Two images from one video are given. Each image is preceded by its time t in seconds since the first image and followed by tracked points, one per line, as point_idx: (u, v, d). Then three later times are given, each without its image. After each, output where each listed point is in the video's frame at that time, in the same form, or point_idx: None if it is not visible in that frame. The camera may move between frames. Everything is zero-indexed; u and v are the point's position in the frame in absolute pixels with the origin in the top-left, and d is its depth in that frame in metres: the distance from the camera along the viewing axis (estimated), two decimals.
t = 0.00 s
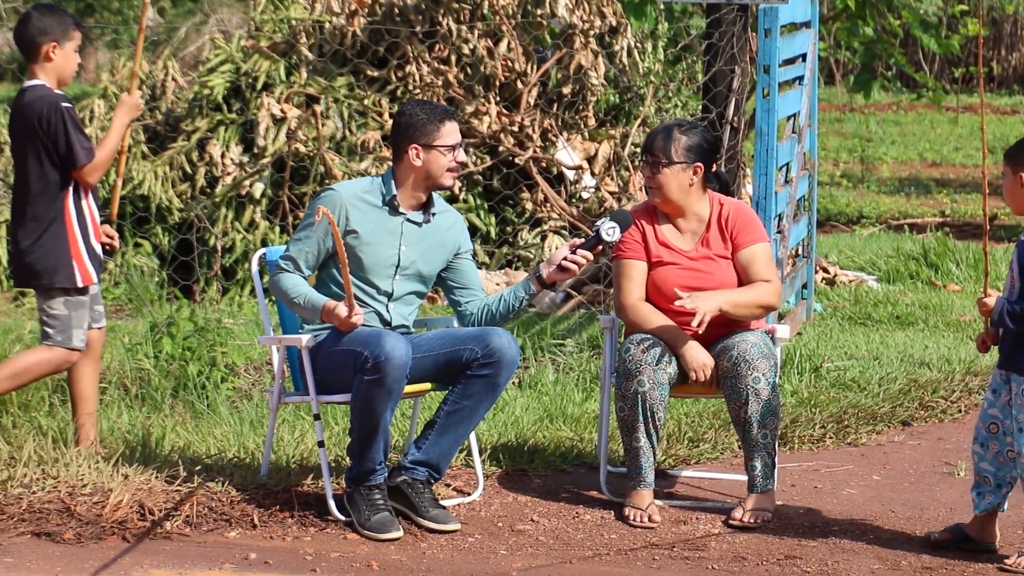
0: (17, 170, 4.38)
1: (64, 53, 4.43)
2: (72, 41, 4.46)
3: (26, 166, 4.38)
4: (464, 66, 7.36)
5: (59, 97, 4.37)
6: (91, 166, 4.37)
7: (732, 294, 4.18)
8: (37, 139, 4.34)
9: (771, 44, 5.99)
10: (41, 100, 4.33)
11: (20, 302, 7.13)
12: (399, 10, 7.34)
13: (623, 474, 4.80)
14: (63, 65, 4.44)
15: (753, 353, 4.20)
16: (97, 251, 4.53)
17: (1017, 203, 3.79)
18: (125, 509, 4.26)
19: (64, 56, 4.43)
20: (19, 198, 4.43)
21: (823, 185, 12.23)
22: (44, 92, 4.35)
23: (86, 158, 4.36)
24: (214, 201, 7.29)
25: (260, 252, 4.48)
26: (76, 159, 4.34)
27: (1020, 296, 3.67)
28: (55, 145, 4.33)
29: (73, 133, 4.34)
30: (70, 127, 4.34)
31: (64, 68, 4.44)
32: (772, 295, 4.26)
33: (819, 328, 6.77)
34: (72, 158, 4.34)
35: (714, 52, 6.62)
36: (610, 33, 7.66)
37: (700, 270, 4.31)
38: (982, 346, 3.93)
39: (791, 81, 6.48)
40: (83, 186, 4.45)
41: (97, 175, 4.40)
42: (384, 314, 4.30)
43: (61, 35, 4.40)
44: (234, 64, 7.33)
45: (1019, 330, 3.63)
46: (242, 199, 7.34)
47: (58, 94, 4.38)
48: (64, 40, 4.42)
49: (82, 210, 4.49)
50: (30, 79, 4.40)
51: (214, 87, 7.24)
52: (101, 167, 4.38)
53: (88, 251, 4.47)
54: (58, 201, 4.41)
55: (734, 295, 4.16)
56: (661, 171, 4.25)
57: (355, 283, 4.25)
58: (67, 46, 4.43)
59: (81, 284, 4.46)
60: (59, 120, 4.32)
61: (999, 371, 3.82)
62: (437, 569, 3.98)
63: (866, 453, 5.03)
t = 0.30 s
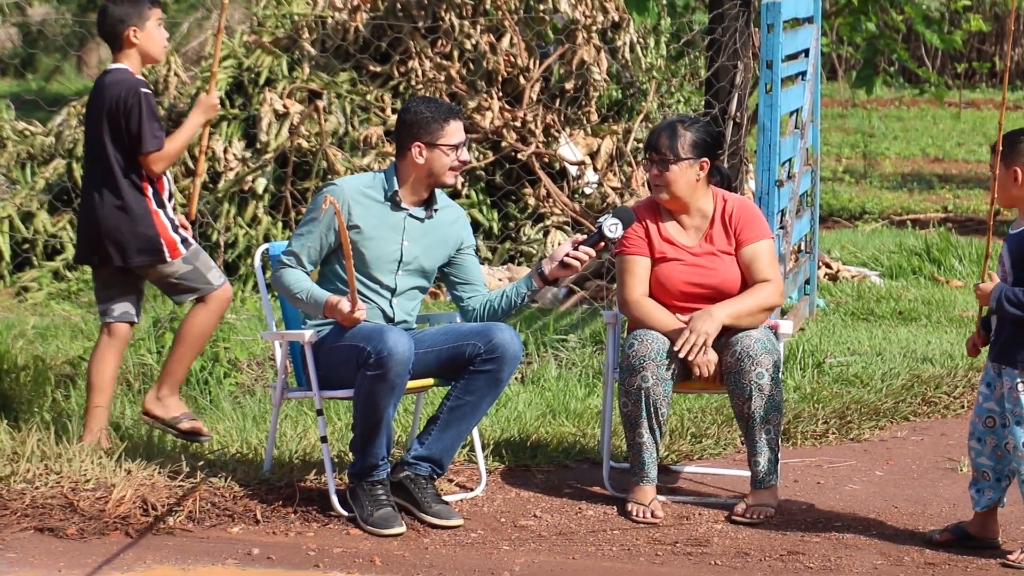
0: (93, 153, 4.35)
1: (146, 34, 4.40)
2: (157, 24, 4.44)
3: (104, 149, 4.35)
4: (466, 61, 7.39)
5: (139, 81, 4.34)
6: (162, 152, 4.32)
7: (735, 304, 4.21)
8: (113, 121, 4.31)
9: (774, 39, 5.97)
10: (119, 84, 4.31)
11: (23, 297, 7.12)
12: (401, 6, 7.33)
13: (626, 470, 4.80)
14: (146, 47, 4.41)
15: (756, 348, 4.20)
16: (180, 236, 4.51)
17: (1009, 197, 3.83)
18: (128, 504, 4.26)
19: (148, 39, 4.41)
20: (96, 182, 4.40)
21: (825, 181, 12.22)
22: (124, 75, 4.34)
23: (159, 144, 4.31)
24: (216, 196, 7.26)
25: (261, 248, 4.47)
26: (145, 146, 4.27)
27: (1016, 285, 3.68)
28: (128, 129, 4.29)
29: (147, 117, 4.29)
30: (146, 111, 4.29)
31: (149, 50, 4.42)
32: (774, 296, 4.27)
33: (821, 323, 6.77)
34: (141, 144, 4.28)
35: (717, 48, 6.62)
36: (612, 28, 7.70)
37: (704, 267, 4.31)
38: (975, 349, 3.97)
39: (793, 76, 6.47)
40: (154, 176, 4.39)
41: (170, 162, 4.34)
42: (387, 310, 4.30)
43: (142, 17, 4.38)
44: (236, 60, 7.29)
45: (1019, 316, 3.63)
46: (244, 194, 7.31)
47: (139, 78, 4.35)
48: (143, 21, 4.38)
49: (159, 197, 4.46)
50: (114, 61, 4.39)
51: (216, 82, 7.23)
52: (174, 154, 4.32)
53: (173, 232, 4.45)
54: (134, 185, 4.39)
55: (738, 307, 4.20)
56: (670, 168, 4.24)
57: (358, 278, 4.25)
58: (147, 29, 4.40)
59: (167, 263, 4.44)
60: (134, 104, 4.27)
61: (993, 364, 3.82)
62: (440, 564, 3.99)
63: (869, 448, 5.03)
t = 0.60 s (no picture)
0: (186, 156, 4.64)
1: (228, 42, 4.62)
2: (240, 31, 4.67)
3: (201, 152, 4.65)
4: (471, 51, 7.35)
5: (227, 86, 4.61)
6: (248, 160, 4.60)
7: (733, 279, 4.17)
8: (204, 125, 4.59)
9: (779, 28, 5.95)
10: (210, 89, 4.58)
11: (28, 288, 7.14)
12: None
13: (633, 459, 4.80)
14: (231, 52, 4.65)
15: (762, 337, 4.20)
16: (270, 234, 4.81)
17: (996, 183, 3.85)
18: (135, 494, 4.26)
19: (232, 47, 4.64)
20: (190, 182, 4.70)
21: (830, 170, 12.22)
22: (214, 81, 4.60)
23: (248, 151, 4.60)
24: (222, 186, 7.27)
25: (267, 237, 4.47)
26: (238, 151, 4.56)
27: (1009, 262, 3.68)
28: (220, 133, 4.57)
29: (237, 123, 4.56)
30: (236, 117, 4.57)
31: (235, 52, 4.66)
32: (774, 275, 4.23)
33: (827, 312, 6.77)
34: (234, 149, 4.57)
35: (723, 36, 6.67)
36: (617, 18, 7.68)
37: (709, 253, 4.30)
38: (971, 359, 3.99)
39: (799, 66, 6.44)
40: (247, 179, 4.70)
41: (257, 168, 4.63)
42: (394, 300, 4.30)
43: (225, 24, 4.61)
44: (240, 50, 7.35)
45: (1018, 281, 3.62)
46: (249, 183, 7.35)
47: (227, 83, 4.61)
48: (227, 26, 4.61)
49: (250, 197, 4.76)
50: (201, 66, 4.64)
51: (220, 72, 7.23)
52: (261, 161, 4.61)
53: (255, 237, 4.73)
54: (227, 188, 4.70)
55: (737, 281, 4.16)
56: (676, 155, 4.24)
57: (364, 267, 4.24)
58: (231, 38, 4.63)
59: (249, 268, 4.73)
60: (227, 111, 4.55)
61: (988, 349, 3.83)
62: (447, 554, 3.99)
63: (876, 437, 5.03)
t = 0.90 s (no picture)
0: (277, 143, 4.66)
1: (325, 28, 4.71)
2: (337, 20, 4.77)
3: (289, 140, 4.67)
4: (479, 47, 7.37)
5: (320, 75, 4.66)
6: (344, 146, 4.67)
7: (750, 304, 4.24)
8: (296, 112, 4.64)
9: (787, 25, 5.96)
10: (303, 75, 4.63)
11: (35, 283, 7.14)
12: None
13: (640, 456, 4.80)
14: (325, 40, 4.73)
15: (770, 333, 4.20)
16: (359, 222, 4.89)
17: (986, 176, 3.86)
18: (142, 490, 4.26)
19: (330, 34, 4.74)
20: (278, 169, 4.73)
21: (837, 167, 12.22)
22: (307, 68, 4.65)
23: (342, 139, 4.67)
24: (229, 181, 7.27)
25: (275, 233, 4.47)
26: (331, 138, 4.62)
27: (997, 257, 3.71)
28: (313, 120, 4.62)
29: (331, 110, 4.63)
30: (330, 105, 4.63)
31: (328, 39, 4.75)
32: (789, 283, 4.30)
33: (834, 309, 6.76)
34: (327, 136, 4.63)
35: (730, 33, 6.62)
36: (624, 14, 7.65)
37: (718, 251, 4.30)
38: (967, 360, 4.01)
39: (806, 62, 6.47)
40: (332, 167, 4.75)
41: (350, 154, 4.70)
42: (401, 296, 4.30)
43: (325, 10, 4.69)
44: (248, 46, 7.37)
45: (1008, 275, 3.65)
46: (257, 179, 7.33)
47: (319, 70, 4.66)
48: (327, 13, 4.70)
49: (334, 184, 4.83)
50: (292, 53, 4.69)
51: (228, 68, 7.28)
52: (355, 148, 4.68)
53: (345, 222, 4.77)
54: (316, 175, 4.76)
55: (757, 307, 4.23)
56: (682, 153, 4.24)
57: (373, 264, 4.25)
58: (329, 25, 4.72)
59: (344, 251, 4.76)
60: (322, 99, 4.61)
61: (979, 344, 3.87)
62: (454, 551, 3.99)
63: (883, 434, 5.03)
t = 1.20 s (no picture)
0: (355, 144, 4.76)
1: (420, 38, 4.96)
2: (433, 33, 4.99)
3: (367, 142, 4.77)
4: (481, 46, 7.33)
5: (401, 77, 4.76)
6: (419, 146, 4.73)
7: (749, 298, 4.22)
8: (375, 114, 4.73)
9: (790, 24, 5.96)
10: (383, 78, 4.72)
11: (38, 283, 7.14)
12: None
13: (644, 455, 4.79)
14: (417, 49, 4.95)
15: (774, 333, 4.21)
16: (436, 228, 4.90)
17: (979, 171, 3.88)
18: (145, 490, 4.26)
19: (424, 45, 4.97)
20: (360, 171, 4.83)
21: (840, 166, 12.21)
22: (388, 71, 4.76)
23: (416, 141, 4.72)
24: (232, 181, 7.23)
25: (278, 233, 4.47)
26: (401, 141, 4.68)
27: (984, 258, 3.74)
28: (388, 121, 4.70)
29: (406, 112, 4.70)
30: (406, 108, 4.70)
31: (418, 49, 4.97)
32: (789, 280, 4.27)
33: (836, 308, 6.76)
34: (398, 138, 4.69)
35: (733, 32, 6.65)
36: (627, 13, 7.62)
37: (722, 251, 4.31)
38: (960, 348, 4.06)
39: (809, 61, 6.46)
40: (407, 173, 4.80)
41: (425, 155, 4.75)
42: (405, 296, 4.30)
43: (420, 19, 4.92)
44: (251, 45, 7.35)
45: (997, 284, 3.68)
46: (260, 178, 7.27)
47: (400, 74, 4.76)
48: (420, 23, 4.93)
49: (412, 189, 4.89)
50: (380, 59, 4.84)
51: (231, 67, 7.27)
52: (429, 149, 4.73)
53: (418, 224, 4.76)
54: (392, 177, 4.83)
55: (753, 299, 4.21)
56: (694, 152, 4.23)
57: (376, 264, 4.25)
58: (424, 36, 4.97)
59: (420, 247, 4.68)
60: (397, 101, 4.68)
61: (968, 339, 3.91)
62: (459, 550, 3.99)
63: (887, 433, 5.03)
